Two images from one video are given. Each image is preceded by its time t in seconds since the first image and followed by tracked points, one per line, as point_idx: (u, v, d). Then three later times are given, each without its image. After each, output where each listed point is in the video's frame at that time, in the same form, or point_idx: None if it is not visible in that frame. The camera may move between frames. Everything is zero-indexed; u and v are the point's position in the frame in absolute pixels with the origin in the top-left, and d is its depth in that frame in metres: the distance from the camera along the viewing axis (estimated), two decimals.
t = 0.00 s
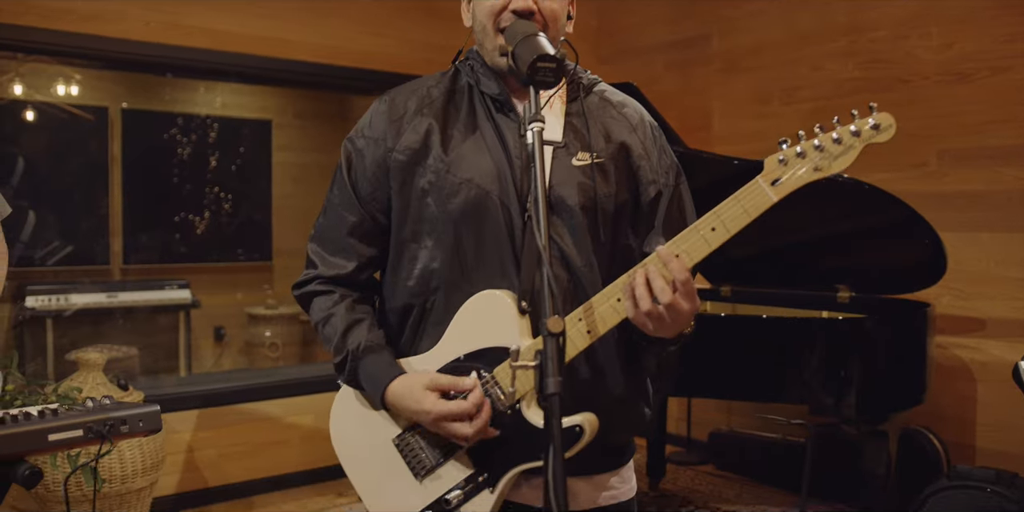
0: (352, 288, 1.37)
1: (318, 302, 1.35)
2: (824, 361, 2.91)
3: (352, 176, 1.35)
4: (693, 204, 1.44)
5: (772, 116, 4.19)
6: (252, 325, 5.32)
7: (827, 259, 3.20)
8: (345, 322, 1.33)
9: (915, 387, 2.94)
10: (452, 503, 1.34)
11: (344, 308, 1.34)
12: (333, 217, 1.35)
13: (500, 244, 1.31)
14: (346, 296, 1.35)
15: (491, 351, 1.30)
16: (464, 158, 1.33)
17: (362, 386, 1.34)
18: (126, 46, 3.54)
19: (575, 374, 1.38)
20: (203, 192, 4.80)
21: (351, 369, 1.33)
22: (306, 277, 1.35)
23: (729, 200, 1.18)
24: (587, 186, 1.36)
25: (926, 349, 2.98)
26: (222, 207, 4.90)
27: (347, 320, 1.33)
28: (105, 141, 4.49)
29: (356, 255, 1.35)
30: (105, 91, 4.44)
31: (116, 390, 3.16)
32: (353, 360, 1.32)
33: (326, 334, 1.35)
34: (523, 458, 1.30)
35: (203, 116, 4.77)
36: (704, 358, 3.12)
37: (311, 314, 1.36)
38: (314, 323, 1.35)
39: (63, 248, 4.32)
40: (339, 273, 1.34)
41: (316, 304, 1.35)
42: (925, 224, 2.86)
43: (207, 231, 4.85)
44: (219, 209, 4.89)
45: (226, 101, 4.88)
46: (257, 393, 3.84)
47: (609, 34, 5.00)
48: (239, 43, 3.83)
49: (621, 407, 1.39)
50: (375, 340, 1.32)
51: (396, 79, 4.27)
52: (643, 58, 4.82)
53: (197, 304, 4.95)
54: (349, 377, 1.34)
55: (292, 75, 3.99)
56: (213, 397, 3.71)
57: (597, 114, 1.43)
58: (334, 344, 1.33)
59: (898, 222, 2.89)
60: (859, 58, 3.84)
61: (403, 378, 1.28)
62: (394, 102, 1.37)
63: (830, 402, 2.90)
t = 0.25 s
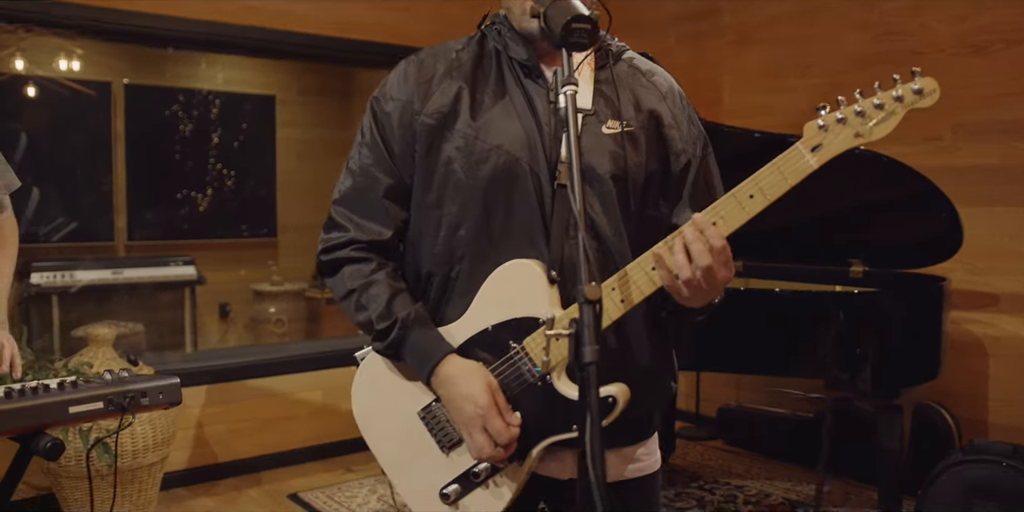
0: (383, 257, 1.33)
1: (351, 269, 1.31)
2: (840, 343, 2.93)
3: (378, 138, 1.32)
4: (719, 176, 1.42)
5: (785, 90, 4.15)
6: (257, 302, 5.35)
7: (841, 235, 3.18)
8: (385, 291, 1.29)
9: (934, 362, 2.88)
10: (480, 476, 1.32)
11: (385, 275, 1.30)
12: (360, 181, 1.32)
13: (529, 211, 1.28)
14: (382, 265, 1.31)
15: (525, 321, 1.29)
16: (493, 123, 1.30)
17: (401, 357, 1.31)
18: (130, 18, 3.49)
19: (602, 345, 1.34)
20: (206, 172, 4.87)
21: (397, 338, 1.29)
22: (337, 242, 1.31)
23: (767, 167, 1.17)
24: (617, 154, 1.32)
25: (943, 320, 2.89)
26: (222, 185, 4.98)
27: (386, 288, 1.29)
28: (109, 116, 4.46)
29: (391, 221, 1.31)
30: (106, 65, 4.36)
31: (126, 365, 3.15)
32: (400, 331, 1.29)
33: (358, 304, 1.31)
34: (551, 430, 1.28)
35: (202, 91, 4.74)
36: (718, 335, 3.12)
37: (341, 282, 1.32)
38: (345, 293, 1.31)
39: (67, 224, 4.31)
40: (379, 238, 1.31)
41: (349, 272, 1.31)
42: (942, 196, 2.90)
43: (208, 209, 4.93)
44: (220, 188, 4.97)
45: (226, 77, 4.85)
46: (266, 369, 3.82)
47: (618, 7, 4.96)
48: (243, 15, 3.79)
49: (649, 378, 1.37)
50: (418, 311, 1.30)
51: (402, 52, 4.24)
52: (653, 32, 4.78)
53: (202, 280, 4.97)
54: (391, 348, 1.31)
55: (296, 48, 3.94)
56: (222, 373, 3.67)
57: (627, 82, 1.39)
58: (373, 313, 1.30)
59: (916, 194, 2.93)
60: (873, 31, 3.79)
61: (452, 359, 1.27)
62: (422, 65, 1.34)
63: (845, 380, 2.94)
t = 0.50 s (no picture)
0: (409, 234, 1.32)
1: (377, 248, 1.29)
2: (851, 319, 2.94)
3: (405, 114, 1.30)
4: (746, 152, 1.40)
5: (794, 66, 4.12)
6: (260, 281, 5.33)
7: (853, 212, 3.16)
8: (411, 269, 1.28)
9: (947, 341, 2.86)
10: (509, 455, 1.31)
11: (411, 253, 1.28)
12: (387, 156, 1.30)
13: (559, 187, 1.26)
14: (407, 243, 1.29)
15: (556, 298, 1.27)
16: (522, 97, 1.28)
17: (427, 335, 1.30)
18: None
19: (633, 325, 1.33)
20: (206, 147, 4.80)
21: (424, 317, 1.28)
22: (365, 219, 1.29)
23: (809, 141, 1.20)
24: (648, 130, 1.30)
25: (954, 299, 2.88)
26: (225, 162, 4.91)
27: (412, 266, 1.28)
28: (110, 92, 4.45)
29: (418, 198, 1.30)
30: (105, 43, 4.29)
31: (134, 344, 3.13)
32: (426, 310, 1.27)
33: (385, 283, 1.29)
34: (581, 409, 1.27)
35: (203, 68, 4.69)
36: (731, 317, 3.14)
37: (367, 260, 1.30)
38: (370, 272, 1.29)
39: (70, 203, 4.34)
40: (402, 216, 1.29)
41: (375, 249, 1.29)
42: (957, 173, 2.88)
43: (210, 187, 4.88)
44: (223, 164, 4.90)
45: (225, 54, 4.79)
46: (273, 348, 3.81)
47: None
48: None
49: (679, 359, 1.35)
50: (446, 289, 1.29)
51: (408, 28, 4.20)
52: (660, 7, 4.73)
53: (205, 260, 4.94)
54: (418, 327, 1.29)
55: (302, 23, 3.89)
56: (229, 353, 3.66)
57: (656, 55, 1.37)
58: (399, 292, 1.28)
59: (930, 172, 2.91)
60: (886, 6, 3.75)
61: (480, 336, 1.25)
62: (449, 37, 1.31)
63: (857, 358, 2.94)
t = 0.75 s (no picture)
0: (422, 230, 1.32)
1: (386, 243, 1.30)
2: (855, 310, 2.92)
3: (420, 110, 1.29)
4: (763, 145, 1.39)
5: (797, 58, 4.11)
6: (259, 274, 5.26)
7: (856, 203, 3.16)
8: (417, 264, 1.28)
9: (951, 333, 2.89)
10: (527, 451, 1.30)
11: (419, 248, 1.29)
12: (399, 154, 1.30)
13: (579, 182, 1.25)
14: (418, 238, 1.29)
15: (573, 293, 1.27)
16: (540, 92, 1.27)
17: (438, 331, 1.30)
18: None
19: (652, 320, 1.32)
20: (203, 140, 4.86)
21: (429, 313, 1.28)
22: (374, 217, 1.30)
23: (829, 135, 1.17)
24: (666, 124, 1.29)
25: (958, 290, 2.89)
26: (221, 154, 4.95)
27: (419, 260, 1.28)
28: (107, 82, 4.41)
29: (428, 196, 1.30)
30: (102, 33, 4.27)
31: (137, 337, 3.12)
32: (431, 305, 1.27)
33: (395, 278, 1.30)
34: (599, 405, 1.26)
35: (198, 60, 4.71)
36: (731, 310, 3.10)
37: (379, 256, 1.31)
38: (380, 267, 1.31)
39: (68, 195, 4.32)
40: (412, 213, 1.29)
41: (384, 245, 1.30)
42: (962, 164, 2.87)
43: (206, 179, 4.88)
44: (220, 156, 4.95)
45: (222, 44, 4.77)
46: (274, 341, 3.80)
47: None
48: None
49: (697, 353, 1.33)
50: (453, 282, 1.28)
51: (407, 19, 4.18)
52: None
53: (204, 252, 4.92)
54: (427, 323, 1.30)
55: (301, 14, 3.86)
56: (231, 346, 3.64)
57: (672, 48, 1.35)
58: (407, 287, 1.29)
59: (935, 164, 2.90)
60: None
61: (487, 326, 1.26)
62: (464, 32, 1.30)
63: (861, 350, 2.94)
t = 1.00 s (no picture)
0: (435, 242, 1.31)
1: (404, 254, 1.28)
2: (851, 311, 2.93)
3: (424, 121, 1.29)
4: (764, 159, 1.40)
5: (792, 60, 4.13)
6: (252, 275, 5.22)
7: (850, 207, 3.18)
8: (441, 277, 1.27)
9: (945, 340, 2.91)
10: (535, 466, 1.31)
11: (440, 261, 1.28)
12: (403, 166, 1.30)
13: (584, 195, 1.26)
14: (437, 252, 1.29)
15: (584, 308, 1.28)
16: (545, 104, 1.27)
17: (458, 346, 1.28)
18: None
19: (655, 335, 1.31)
20: (194, 139, 4.84)
21: (456, 328, 1.26)
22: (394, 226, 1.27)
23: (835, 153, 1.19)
24: (670, 138, 1.30)
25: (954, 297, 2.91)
26: (213, 153, 4.94)
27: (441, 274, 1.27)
28: (98, 83, 4.39)
29: (446, 205, 1.29)
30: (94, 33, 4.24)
31: (133, 342, 3.11)
32: (459, 320, 1.26)
33: (413, 291, 1.28)
34: (607, 419, 1.27)
35: (191, 60, 4.69)
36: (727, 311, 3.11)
37: (394, 268, 1.29)
38: (398, 280, 1.29)
39: (61, 196, 4.29)
40: (432, 224, 1.28)
41: (402, 258, 1.28)
42: (958, 168, 2.87)
43: (196, 179, 4.89)
44: (211, 156, 4.94)
45: (213, 45, 4.75)
46: (270, 343, 3.79)
47: None
48: None
49: (701, 367, 1.33)
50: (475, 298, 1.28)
51: (402, 20, 4.16)
52: None
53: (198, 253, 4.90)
54: (449, 336, 1.28)
55: (296, 15, 3.84)
56: (228, 349, 3.64)
57: (676, 61, 1.36)
58: (428, 301, 1.27)
59: (930, 168, 2.91)
60: None
61: (514, 347, 1.25)
62: (471, 44, 1.30)
63: (857, 353, 2.94)
